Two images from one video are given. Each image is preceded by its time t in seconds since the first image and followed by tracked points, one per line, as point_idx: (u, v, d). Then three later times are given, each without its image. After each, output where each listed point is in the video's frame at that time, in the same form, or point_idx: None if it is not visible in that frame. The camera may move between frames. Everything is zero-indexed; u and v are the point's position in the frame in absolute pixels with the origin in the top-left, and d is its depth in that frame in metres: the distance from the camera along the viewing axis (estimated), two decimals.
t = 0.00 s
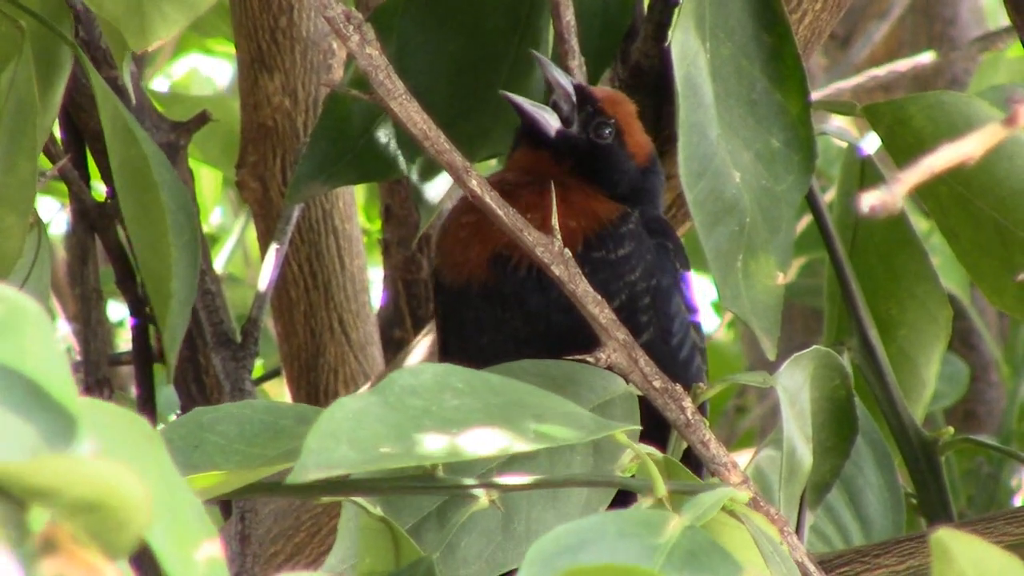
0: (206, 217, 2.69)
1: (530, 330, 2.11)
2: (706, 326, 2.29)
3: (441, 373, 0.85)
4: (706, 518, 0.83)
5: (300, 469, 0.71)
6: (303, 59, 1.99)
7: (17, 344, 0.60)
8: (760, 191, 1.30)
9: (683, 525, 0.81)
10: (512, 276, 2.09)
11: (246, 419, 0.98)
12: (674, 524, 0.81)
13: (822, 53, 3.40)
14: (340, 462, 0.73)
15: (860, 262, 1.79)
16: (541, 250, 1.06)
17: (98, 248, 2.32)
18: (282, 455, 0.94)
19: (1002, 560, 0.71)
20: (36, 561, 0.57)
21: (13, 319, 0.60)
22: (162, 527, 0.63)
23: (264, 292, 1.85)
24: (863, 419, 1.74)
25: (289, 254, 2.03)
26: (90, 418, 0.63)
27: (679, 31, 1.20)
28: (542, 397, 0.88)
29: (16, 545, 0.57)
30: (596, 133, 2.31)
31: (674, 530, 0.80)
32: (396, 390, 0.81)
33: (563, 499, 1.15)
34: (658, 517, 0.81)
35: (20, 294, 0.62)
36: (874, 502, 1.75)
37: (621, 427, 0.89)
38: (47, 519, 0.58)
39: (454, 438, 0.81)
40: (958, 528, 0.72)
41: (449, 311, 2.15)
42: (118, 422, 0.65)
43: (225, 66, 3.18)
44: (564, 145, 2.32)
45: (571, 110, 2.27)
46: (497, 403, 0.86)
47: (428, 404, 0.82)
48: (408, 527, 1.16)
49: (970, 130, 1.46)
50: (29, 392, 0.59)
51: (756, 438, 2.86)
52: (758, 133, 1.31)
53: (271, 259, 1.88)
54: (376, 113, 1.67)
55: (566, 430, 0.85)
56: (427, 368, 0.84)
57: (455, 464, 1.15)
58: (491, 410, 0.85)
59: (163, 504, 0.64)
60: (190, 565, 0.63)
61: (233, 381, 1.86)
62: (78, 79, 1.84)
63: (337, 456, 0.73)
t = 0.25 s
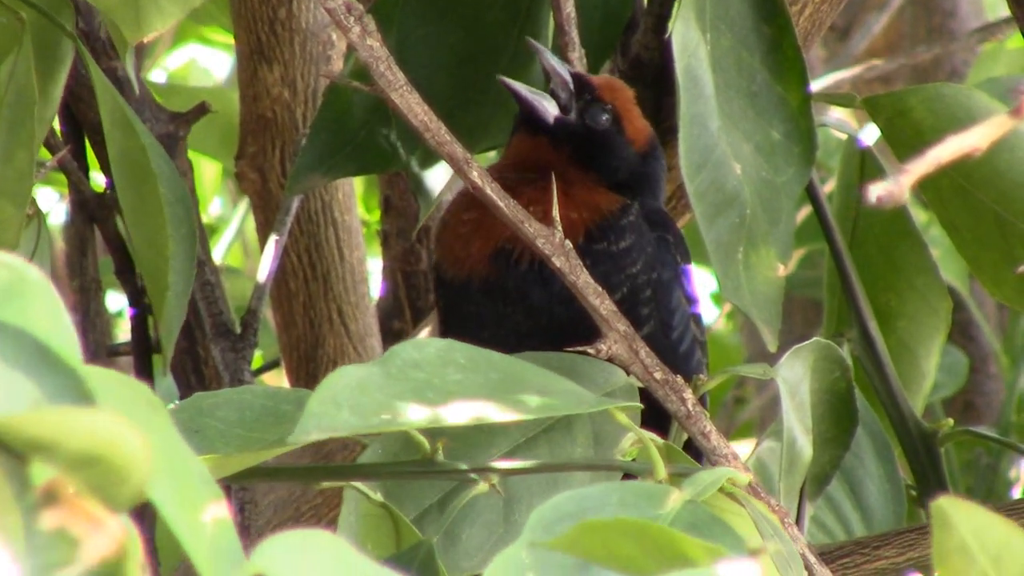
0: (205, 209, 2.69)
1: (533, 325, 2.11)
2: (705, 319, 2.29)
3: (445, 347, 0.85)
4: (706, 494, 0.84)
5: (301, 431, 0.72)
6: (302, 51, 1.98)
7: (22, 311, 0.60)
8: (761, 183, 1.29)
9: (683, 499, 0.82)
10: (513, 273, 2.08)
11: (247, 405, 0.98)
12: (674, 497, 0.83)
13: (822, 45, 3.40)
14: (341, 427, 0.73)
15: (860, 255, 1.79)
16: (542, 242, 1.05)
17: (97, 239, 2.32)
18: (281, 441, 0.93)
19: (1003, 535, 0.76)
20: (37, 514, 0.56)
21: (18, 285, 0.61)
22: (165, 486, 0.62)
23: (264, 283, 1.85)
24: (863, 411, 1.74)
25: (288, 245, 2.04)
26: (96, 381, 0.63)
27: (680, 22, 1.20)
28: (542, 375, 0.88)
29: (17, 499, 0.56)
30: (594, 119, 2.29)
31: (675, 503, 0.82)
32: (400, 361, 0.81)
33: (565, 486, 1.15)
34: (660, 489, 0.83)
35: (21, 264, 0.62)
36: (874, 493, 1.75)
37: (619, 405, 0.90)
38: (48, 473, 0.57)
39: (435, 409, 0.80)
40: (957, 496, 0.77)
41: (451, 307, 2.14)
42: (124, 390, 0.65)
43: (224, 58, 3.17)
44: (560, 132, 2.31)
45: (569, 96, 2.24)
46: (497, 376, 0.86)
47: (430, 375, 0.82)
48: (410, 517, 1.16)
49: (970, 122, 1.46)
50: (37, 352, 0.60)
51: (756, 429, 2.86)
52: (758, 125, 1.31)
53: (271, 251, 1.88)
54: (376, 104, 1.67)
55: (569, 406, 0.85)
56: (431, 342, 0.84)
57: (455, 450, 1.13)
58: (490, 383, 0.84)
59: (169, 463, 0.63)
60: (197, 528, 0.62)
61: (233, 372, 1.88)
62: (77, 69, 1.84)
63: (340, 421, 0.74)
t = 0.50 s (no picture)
0: (206, 201, 2.69)
1: (532, 326, 2.11)
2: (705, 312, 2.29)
3: (443, 339, 0.85)
4: (703, 489, 0.84)
5: (297, 424, 0.72)
6: (304, 42, 1.99)
7: (16, 303, 0.60)
8: (758, 176, 1.29)
9: (681, 495, 0.83)
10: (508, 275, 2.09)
11: (246, 396, 0.98)
12: (672, 494, 0.83)
13: (823, 38, 3.40)
14: (338, 417, 0.74)
15: (861, 247, 1.79)
16: (542, 233, 1.05)
17: (98, 231, 2.32)
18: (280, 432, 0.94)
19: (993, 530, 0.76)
20: (34, 508, 0.58)
21: (12, 276, 0.61)
22: (159, 481, 0.63)
23: (264, 276, 1.85)
24: (863, 404, 1.73)
25: (290, 238, 2.04)
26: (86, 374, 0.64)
27: (680, 13, 1.20)
28: (540, 368, 0.89)
29: (15, 492, 0.58)
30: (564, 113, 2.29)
31: (672, 501, 0.82)
32: (398, 355, 0.82)
33: (564, 480, 1.14)
34: (657, 487, 0.83)
35: (19, 257, 0.62)
36: (874, 487, 1.75)
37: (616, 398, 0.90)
38: (45, 467, 0.59)
39: (439, 402, 0.81)
40: (953, 493, 0.76)
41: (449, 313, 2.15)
42: (115, 381, 0.66)
43: (225, 50, 3.17)
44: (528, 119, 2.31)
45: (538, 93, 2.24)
46: (495, 370, 0.86)
47: (429, 369, 0.83)
48: (407, 508, 1.17)
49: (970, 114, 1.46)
50: (23, 350, 0.60)
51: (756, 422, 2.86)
52: (756, 118, 1.31)
53: (272, 243, 1.88)
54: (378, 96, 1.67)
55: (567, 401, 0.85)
56: (429, 334, 0.84)
57: (455, 443, 1.14)
58: (488, 376, 0.85)
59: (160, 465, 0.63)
60: (192, 521, 0.63)
61: (234, 364, 1.88)
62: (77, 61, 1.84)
63: (335, 414, 0.74)
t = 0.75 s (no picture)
0: (206, 198, 2.69)
1: (541, 325, 2.09)
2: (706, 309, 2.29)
3: (439, 364, 0.82)
4: (707, 493, 0.84)
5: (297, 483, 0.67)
6: (304, 39, 1.99)
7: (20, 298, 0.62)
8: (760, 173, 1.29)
9: (683, 501, 0.82)
10: (521, 276, 2.08)
11: (247, 396, 0.98)
12: (674, 501, 0.82)
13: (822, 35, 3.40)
14: (337, 469, 0.70)
15: (860, 243, 1.79)
16: (542, 230, 1.05)
17: (98, 228, 2.32)
18: (283, 431, 0.94)
19: (1005, 531, 0.76)
20: (44, 510, 0.58)
21: (19, 274, 0.63)
22: (166, 485, 0.63)
23: (264, 274, 1.84)
24: (864, 401, 1.73)
25: (290, 234, 2.03)
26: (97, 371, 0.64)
27: (681, 10, 1.20)
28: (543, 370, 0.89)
29: (26, 493, 0.58)
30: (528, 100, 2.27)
31: (674, 508, 0.81)
32: (394, 387, 0.78)
33: (565, 478, 1.13)
34: (659, 493, 0.82)
35: (22, 253, 0.64)
36: (875, 484, 1.75)
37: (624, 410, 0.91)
38: (55, 469, 0.58)
39: (470, 435, 0.82)
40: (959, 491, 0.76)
41: (454, 313, 2.15)
42: (126, 380, 0.65)
43: (225, 47, 3.16)
44: (498, 116, 2.30)
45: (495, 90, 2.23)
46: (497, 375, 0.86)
47: (428, 398, 0.80)
48: (408, 507, 1.17)
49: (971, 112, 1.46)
50: (42, 340, 0.62)
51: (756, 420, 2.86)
52: (757, 115, 1.31)
53: (272, 240, 1.88)
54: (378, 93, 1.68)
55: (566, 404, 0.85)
56: (423, 360, 0.81)
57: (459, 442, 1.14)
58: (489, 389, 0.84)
59: (168, 467, 0.63)
60: (196, 523, 0.63)
61: (234, 361, 1.86)
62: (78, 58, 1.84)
63: (339, 462, 0.70)
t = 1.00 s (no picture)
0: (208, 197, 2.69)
1: (544, 322, 2.10)
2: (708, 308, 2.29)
3: (437, 358, 0.84)
4: (704, 492, 0.84)
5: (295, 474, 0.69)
6: (305, 38, 1.99)
7: None
8: (763, 171, 1.29)
9: (681, 499, 0.82)
10: (522, 274, 2.08)
11: (247, 395, 0.98)
12: (673, 498, 0.82)
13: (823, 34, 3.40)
14: (334, 463, 0.72)
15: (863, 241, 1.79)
16: (545, 229, 1.05)
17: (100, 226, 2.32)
18: (281, 431, 0.94)
19: (993, 533, 0.76)
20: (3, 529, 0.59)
21: None
22: (149, 489, 0.63)
23: (266, 273, 1.84)
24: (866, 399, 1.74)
25: (291, 234, 2.04)
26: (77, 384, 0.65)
27: (682, 8, 1.20)
28: (534, 375, 0.89)
29: None
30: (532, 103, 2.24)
31: (672, 505, 0.81)
32: (392, 381, 0.80)
33: (562, 477, 1.14)
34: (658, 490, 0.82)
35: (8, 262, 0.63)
36: (877, 482, 1.75)
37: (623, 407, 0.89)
38: (11, 488, 0.60)
39: (467, 428, 0.81)
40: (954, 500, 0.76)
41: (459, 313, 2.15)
42: (111, 385, 0.65)
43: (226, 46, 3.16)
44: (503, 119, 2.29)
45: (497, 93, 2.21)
46: (489, 386, 0.86)
47: (424, 394, 0.81)
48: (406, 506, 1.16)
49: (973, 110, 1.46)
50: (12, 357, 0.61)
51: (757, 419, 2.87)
52: (760, 113, 1.31)
53: (273, 239, 1.88)
54: (380, 92, 1.68)
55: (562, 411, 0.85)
56: (421, 358, 0.83)
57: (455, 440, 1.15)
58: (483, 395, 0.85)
59: (116, 495, 0.66)
60: (178, 530, 0.63)
61: (235, 359, 1.85)
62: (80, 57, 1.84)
63: (333, 454, 0.72)
